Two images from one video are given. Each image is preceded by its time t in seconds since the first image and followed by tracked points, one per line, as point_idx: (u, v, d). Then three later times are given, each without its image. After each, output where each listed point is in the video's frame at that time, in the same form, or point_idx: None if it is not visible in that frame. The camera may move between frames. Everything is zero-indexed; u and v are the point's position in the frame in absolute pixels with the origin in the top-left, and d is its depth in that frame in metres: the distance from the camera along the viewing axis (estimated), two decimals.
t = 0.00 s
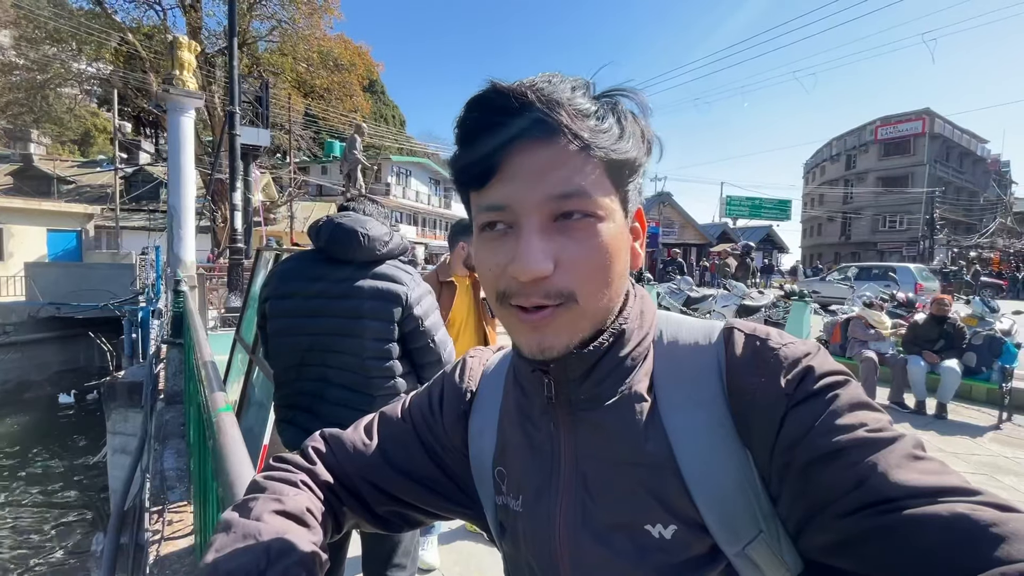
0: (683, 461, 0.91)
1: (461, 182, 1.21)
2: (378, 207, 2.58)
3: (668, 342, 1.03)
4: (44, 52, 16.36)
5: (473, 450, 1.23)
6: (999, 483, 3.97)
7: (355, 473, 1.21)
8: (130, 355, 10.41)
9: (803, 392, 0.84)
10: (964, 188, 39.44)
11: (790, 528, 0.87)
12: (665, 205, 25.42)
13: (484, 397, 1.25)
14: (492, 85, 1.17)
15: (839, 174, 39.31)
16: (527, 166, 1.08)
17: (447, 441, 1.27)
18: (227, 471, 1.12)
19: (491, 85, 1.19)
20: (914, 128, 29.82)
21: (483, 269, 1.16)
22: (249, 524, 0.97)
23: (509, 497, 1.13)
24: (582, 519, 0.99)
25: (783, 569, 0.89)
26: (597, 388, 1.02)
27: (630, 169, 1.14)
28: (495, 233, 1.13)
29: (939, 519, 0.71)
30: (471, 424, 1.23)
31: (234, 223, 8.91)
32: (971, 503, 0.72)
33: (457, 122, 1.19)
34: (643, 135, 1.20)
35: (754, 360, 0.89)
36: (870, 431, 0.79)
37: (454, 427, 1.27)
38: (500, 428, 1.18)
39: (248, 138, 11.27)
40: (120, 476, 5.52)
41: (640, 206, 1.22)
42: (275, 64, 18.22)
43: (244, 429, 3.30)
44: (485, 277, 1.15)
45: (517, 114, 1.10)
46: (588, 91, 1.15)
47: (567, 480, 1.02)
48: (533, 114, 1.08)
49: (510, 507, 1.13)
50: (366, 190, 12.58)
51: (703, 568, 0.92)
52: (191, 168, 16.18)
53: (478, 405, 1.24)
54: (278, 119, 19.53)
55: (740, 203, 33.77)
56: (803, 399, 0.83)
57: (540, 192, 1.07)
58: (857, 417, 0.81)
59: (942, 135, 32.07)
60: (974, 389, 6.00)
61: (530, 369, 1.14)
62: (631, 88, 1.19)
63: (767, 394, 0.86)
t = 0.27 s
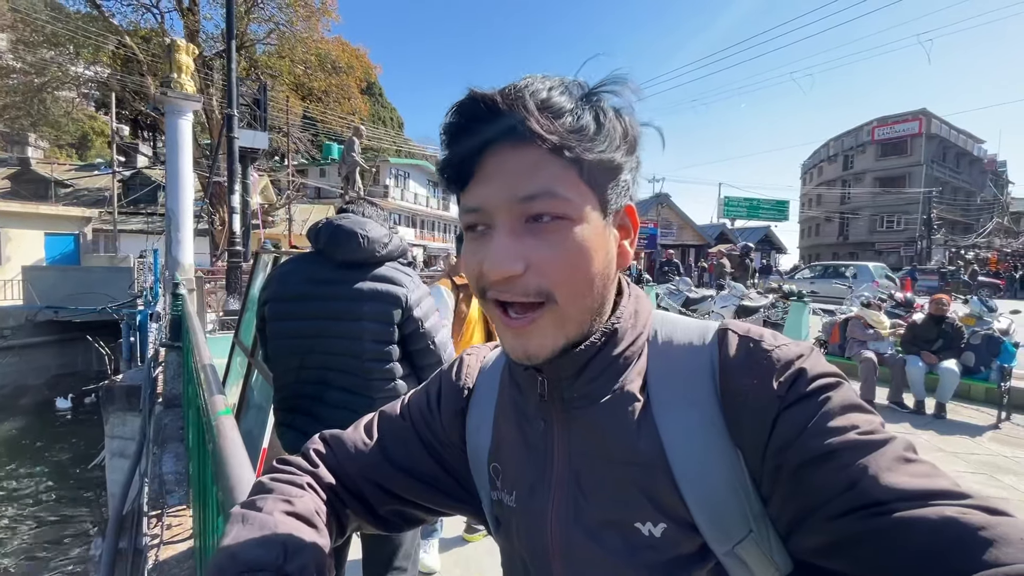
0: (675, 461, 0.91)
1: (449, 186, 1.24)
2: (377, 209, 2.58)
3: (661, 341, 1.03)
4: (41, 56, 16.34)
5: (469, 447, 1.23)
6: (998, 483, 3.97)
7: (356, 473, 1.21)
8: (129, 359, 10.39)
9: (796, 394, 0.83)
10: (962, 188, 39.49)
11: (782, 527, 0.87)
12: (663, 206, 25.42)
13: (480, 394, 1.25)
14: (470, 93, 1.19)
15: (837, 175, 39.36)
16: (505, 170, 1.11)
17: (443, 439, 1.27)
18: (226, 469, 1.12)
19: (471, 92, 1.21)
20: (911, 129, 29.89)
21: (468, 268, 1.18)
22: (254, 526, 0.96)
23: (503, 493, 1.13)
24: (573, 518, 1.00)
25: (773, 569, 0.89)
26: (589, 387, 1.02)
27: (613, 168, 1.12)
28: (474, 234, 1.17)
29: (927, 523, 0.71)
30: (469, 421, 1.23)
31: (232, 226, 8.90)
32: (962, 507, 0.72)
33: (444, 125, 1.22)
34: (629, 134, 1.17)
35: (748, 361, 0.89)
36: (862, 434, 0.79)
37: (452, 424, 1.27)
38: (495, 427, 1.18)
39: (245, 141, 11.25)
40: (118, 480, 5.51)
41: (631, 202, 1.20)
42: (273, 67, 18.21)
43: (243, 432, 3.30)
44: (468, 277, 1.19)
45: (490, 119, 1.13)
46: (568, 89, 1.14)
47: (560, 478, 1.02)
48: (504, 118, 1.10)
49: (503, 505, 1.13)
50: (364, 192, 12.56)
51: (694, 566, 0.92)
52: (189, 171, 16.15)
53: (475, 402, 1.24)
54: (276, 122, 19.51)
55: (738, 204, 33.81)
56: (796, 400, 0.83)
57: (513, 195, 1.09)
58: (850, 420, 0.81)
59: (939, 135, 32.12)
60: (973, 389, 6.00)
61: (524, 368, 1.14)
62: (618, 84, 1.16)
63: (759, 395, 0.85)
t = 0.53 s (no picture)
0: (679, 458, 0.91)
1: (446, 194, 1.29)
2: (377, 211, 2.58)
3: (666, 341, 1.03)
4: (38, 60, 16.33)
5: (476, 445, 1.23)
6: (1000, 482, 3.97)
7: (369, 475, 1.21)
8: (127, 363, 10.35)
9: (805, 394, 0.83)
10: (959, 188, 39.58)
11: (787, 531, 0.87)
12: (661, 207, 25.45)
13: (488, 392, 1.25)
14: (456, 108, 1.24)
15: (835, 175, 39.46)
16: (495, 174, 1.15)
17: (450, 438, 1.27)
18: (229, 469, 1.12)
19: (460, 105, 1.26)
20: (908, 128, 29.97)
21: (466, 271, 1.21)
22: (262, 536, 0.96)
23: (508, 492, 1.13)
24: (577, 518, 1.00)
25: (777, 570, 0.90)
26: (594, 387, 1.02)
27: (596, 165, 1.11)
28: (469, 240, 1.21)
29: (940, 532, 0.71)
30: (476, 419, 1.23)
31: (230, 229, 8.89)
32: (971, 513, 0.73)
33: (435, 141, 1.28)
34: (612, 131, 1.16)
35: (758, 363, 0.89)
36: (872, 437, 0.79)
37: (461, 424, 1.27)
38: (501, 426, 1.18)
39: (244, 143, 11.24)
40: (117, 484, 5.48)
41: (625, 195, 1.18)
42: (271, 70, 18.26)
43: (243, 436, 3.30)
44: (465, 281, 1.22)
45: (475, 127, 1.17)
46: (544, 87, 1.16)
47: (564, 476, 1.03)
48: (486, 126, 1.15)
49: (507, 504, 1.13)
50: (362, 194, 12.56)
51: (696, 567, 0.92)
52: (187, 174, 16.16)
53: (484, 399, 1.24)
54: (274, 124, 19.53)
55: (736, 205, 33.87)
56: (805, 401, 0.83)
57: (494, 200, 1.13)
58: (860, 423, 0.81)
59: (936, 135, 32.25)
60: (974, 388, 6.02)
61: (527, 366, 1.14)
62: (599, 81, 1.16)
63: (767, 396, 0.86)
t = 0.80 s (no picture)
0: (684, 456, 0.91)
1: (443, 197, 1.30)
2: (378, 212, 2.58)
3: (669, 338, 1.03)
4: (37, 63, 16.32)
5: (481, 445, 1.23)
6: (1001, 481, 3.98)
7: (375, 478, 1.21)
8: (127, 365, 10.36)
9: (811, 392, 0.83)
10: (958, 187, 39.60)
11: (793, 529, 0.88)
12: (661, 207, 25.45)
13: (493, 394, 1.25)
14: (446, 112, 1.25)
15: (834, 174, 39.49)
16: (491, 173, 1.14)
17: (455, 438, 1.27)
18: (230, 470, 1.12)
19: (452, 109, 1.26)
20: (906, 128, 30.04)
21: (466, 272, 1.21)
22: (271, 537, 0.96)
23: (513, 492, 1.13)
24: (582, 517, 1.00)
25: (784, 570, 0.90)
26: (597, 386, 1.03)
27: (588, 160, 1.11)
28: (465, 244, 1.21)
29: (948, 530, 0.72)
30: (481, 419, 1.24)
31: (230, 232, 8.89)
32: (981, 512, 0.73)
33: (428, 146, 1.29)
34: (603, 121, 1.16)
35: (762, 361, 0.89)
36: (879, 436, 0.79)
37: (465, 424, 1.27)
38: (507, 426, 1.18)
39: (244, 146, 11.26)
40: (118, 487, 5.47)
41: (620, 190, 1.18)
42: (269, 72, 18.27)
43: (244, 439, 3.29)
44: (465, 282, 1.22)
45: (467, 129, 1.18)
46: (531, 86, 1.17)
47: (569, 475, 1.03)
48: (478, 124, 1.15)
49: (512, 504, 1.13)
50: (362, 196, 12.57)
51: (703, 566, 0.91)
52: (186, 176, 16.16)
53: (489, 399, 1.25)
54: (273, 127, 19.56)
55: (735, 205, 33.91)
56: (812, 399, 0.83)
57: (490, 198, 1.13)
58: (868, 422, 0.81)
59: (934, 134, 32.28)
60: (975, 388, 6.02)
61: (530, 366, 1.14)
62: (587, 74, 1.16)
63: (773, 394, 0.86)
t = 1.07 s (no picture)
0: (679, 454, 0.91)
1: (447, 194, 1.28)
2: (375, 213, 2.58)
3: (664, 336, 1.03)
4: (36, 66, 16.25)
5: (478, 447, 1.23)
6: (1002, 481, 3.97)
7: (372, 480, 1.21)
8: (127, 368, 10.34)
9: (805, 391, 0.84)
10: (957, 186, 39.61)
11: (788, 527, 0.87)
12: (661, 208, 25.42)
13: (489, 395, 1.25)
14: (456, 106, 1.22)
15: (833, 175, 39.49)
16: (504, 169, 1.13)
17: (452, 439, 1.27)
18: (228, 473, 1.12)
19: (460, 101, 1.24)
20: (905, 128, 30.03)
21: (472, 272, 1.20)
22: (274, 537, 0.96)
23: (510, 493, 1.13)
24: (579, 517, 0.99)
25: (778, 569, 0.89)
26: (594, 385, 1.02)
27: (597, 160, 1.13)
28: (477, 241, 1.18)
29: (941, 525, 0.71)
30: (477, 421, 1.24)
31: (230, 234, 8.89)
32: (973, 507, 0.73)
33: (434, 140, 1.25)
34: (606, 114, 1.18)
35: (757, 361, 0.89)
36: (873, 433, 0.79)
37: (462, 426, 1.27)
38: (503, 426, 1.18)
39: (243, 148, 11.26)
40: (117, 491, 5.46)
41: (621, 189, 1.20)
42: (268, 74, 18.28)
43: (244, 441, 3.28)
44: (472, 281, 1.20)
45: (482, 123, 1.15)
46: (544, 85, 1.17)
47: (565, 474, 1.03)
48: (488, 120, 1.13)
49: (509, 505, 1.13)
50: (362, 197, 12.55)
51: (699, 566, 0.91)
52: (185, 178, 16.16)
53: (484, 401, 1.25)
54: (273, 128, 19.53)
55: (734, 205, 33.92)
56: (808, 396, 0.83)
57: (510, 195, 1.11)
58: (860, 419, 0.81)
59: (934, 134, 32.29)
60: (976, 387, 6.02)
61: (528, 367, 1.14)
62: (591, 73, 1.18)
63: (768, 393, 0.86)
